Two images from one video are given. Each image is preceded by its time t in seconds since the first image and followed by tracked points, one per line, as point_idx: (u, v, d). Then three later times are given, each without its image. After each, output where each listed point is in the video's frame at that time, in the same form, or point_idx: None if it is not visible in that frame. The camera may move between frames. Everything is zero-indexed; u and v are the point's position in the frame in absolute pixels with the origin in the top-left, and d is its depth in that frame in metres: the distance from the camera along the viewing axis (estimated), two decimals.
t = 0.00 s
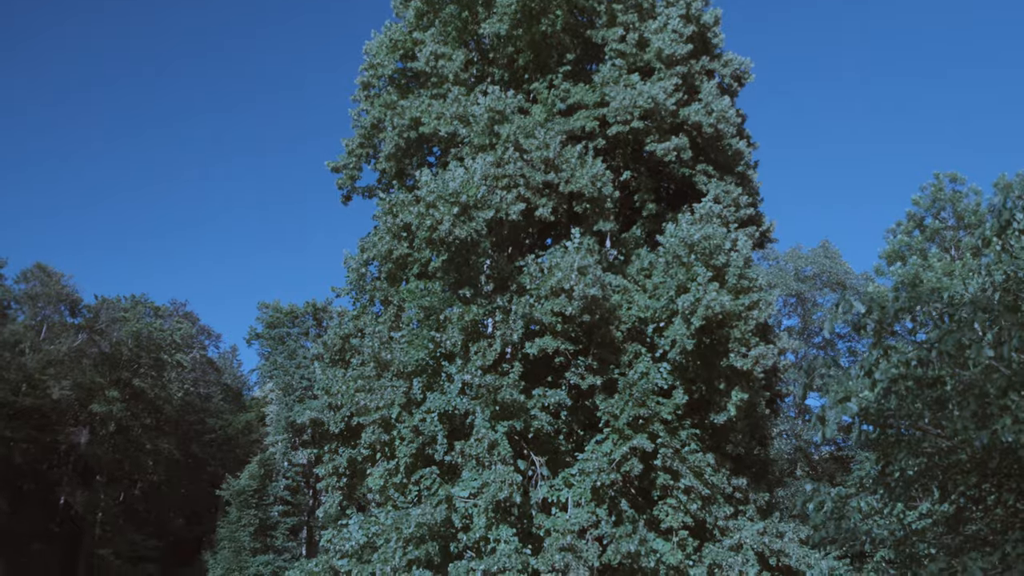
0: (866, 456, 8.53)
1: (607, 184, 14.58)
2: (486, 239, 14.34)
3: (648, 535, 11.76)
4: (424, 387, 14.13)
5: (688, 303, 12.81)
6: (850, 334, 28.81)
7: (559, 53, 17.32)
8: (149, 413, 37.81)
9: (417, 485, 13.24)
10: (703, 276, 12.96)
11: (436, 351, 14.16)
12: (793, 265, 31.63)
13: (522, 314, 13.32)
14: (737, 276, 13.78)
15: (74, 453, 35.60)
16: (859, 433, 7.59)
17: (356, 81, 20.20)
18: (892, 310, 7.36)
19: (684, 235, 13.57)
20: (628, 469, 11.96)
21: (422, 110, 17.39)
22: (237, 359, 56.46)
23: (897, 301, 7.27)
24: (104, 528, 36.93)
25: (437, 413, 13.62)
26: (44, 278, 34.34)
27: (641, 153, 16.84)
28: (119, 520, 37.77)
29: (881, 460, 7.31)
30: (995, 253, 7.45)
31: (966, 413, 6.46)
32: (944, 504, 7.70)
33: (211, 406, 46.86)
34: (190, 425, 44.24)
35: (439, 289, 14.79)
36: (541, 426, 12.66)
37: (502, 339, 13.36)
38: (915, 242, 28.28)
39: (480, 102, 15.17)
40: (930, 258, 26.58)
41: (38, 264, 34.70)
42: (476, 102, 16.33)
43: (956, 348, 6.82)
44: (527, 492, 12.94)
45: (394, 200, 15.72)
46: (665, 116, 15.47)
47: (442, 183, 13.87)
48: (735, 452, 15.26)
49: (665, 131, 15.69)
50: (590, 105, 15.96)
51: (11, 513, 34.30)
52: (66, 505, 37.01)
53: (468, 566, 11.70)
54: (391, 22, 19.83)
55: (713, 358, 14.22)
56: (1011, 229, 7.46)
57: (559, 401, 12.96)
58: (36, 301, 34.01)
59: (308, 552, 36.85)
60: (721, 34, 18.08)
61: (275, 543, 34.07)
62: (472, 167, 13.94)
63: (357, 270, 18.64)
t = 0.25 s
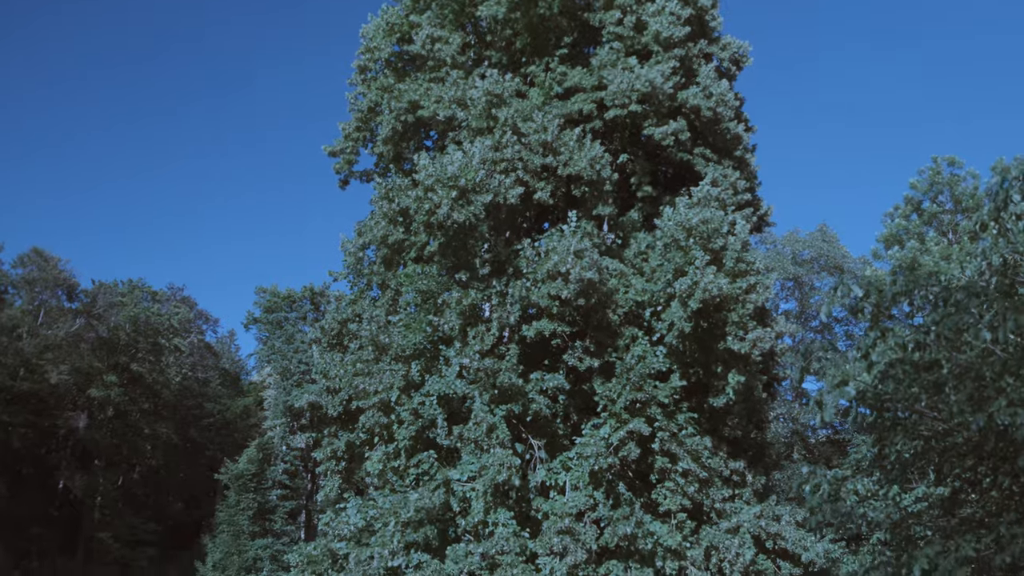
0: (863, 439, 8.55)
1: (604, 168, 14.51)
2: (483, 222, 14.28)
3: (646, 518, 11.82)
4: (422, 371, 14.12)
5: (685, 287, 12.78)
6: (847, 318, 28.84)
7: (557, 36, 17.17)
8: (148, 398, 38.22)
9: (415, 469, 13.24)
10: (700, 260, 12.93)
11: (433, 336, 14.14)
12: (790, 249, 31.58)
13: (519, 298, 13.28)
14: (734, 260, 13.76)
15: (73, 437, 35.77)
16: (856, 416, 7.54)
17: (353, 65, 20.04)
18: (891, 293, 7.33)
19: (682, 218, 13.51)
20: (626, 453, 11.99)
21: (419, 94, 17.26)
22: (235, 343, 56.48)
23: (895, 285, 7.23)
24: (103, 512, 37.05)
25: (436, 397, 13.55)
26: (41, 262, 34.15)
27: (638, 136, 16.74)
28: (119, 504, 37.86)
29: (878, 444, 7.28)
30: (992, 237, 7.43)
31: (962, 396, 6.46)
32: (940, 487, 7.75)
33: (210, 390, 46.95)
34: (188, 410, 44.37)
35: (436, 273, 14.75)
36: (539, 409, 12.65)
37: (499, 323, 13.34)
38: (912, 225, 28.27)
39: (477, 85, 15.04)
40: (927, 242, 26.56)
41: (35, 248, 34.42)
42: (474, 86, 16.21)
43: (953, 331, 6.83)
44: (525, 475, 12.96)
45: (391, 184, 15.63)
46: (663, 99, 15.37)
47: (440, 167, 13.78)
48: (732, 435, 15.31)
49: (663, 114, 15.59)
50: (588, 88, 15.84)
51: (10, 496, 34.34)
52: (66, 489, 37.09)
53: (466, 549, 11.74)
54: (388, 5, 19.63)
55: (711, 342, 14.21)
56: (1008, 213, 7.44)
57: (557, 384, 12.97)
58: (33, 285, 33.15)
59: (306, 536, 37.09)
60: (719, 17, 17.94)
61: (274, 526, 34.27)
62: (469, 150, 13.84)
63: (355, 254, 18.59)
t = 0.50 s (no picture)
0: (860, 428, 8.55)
1: (604, 156, 14.43)
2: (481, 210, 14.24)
3: (643, 506, 11.85)
4: (421, 357, 14.15)
5: (684, 277, 12.75)
6: (846, 308, 28.80)
7: (557, 23, 17.05)
8: (146, 384, 38.21)
9: (414, 457, 13.21)
10: (699, 249, 12.90)
11: (432, 323, 14.16)
12: (790, 239, 31.49)
13: (518, 286, 13.26)
14: (733, 249, 13.75)
15: (72, 424, 35.83)
16: (853, 406, 7.22)
17: (352, 51, 19.91)
18: (890, 282, 7.32)
19: (681, 207, 13.47)
20: (624, 441, 12.01)
21: (419, 81, 17.15)
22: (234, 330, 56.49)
23: (895, 274, 7.21)
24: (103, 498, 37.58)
25: (435, 383, 13.72)
26: (39, 248, 34.01)
27: (637, 124, 16.66)
28: (118, 490, 38.30)
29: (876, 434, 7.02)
30: (989, 227, 7.43)
31: (959, 385, 6.48)
32: (937, 477, 7.78)
33: (208, 377, 46.96)
34: (187, 396, 44.44)
35: (436, 261, 14.73)
36: (538, 396, 12.65)
37: (498, 311, 13.31)
38: (912, 215, 28.20)
39: (477, 72, 14.93)
40: (926, 232, 26.51)
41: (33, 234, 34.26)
42: (474, 73, 16.11)
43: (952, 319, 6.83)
44: (524, 463, 12.97)
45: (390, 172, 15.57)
46: (662, 88, 15.28)
47: (440, 155, 13.71)
48: (729, 424, 15.34)
49: (663, 103, 15.51)
50: (588, 76, 15.74)
51: (9, 482, 34.20)
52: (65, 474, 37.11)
53: (465, 537, 11.77)
54: None
55: (709, 331, 14.22)
56: (1006, 203, 7.43)
57: (555, 371, 12.99)
58: (31, 271, 32.63)
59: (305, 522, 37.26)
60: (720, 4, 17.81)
61: (272, 513, 34.40)
62: (469, 138, 13.76)
63: (354, 242, 18.55)
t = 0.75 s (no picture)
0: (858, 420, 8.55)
1: (603, 146, 14.38)
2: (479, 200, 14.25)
3: (641, 496, 11.86)
4: (418, 347, 14.20)
5: (683, 267, 12.73)
6: (844, 299, 28.79)
7: (557, 12, 16.96)
8: (144, 371, 38.23)
9: (411, 445, 13.18)
10: (698, 240, 12.87)
11: (429, 312, 14.22)
12: (788, 230, 31.46)
13: (517, 276, 13.24)
14: (731, 240, 13.73)
15: (70, 411, 35.83)
16: (851, 398, 7.56)
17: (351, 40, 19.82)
18: (891, 273, 7.27)
19: (680, 198, 13.43)
20: (622, 430, 12.02)
21: (418, 69, 17.07)
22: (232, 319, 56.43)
23: (896, 265, 7.17)
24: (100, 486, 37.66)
25: (433, 371, 13.77)
26: (37, 235, 33.93)
27: (637, 114, 16.61)
28: (115, 478, 38.36)
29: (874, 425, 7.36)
30: (989, 219, 7.41)
31: (958, 377, 6.46)
32: (934, 468, 7.78)
33: (206, 365, 47.02)
34: (185, 384, 44.47)
35: (434, 250, 14.71)
36: (536, 386, 12.65)
37: (497, 301, 13.29)
38: (911, 207, 28.15)
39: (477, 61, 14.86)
40: (925, 224, 26.48)
41: (31, 221, 34.20)
42: (473, 62, 16.03)
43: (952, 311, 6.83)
44: (522, 452, 12.98)
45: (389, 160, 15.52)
46: (661, 77, 15.22)
47: (439, 144, 13.66)
48: (727, 415, 15.35)
49: (663, 93, 15.45)
50: (588, 65, 15.66)
51: (7, 469, 34.04)
52: (63, 462, 37.03)
53: (462, 525, 11.77)
54: None
55: (707, 322, 14.21)
56: (1005, 196, 7.41)
57: (553, 361, 12.99)
58: (30, 259, 33.06)
59: (303, 511, 37.34)
60: None
61: (270, 501, 34.49)
62: (468, 127, 13.70)
63: (352, 231, 18.51)
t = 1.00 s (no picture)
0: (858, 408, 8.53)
1: (602, 135, 14.31)
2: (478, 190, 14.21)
3: (641, 484, 11.87)
4: (417, 336, 14.21)
5: (682, 256, 12.70)
6: (843, 288, 28.78)
7: None
8: (143, 363, 38.47)
9: (411, 436, 13.11)
10: (697, 229, 12.84)
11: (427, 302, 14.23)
12: (787, 219, 31.42)
13: (515, 265, 13.21)
14: (730, 229, 13.69)
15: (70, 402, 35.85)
16: (850, 385, 7.58)
17: (349, 29, 19.72)
18: (891, 260, 7.21)
19: (679, 187, 13.39)
20: (622, 419, 12.03)
21: (416, 59, 16.99)
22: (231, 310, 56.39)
23: (896, 253, 7.11)
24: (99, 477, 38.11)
25: (432, 361, 13.75)
26: (35, 227, 33.82)
27: (635, 103, 16.54)
28: (115, 469, 38.93)
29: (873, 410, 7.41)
30: (989, 206, 7.38)
31: (958, 365, 6.45)
32: (933, 456, 7.77)
33: (205, 356, 47.07)
34: (185, 375, 44.50)
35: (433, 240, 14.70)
36: (536, 376, 12.64)
37: (496, 291, 13.26)
38: (910, 195, 28.10)
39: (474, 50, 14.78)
40: (924, 212, 26.43)
41: (29, 214, 34.05)
42: (471, 51, 15.95)
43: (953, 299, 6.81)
44: (522, 442, 12.99)
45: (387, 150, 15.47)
46: (660, 65, 15.16)
47: (437, 133, 13.60)
48: (726, 404, 15.37)
49: (661, 81, 15.38)
50: (587, 53, 15.58)
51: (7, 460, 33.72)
52: (63, 454, 36.81)
53: (462, 515, 11.78)
54: None
55: (706, 310, 14.22)
56: (1003, 183, 7.38)
57: (552, 351, 12.99)
58: (28, 250, 33.45)
59: (303, 501, 37.50)
60: None
61: (270, 491, 34.61)
62: (466, 116, 13.65)
63: (351, 221, 18.47)
